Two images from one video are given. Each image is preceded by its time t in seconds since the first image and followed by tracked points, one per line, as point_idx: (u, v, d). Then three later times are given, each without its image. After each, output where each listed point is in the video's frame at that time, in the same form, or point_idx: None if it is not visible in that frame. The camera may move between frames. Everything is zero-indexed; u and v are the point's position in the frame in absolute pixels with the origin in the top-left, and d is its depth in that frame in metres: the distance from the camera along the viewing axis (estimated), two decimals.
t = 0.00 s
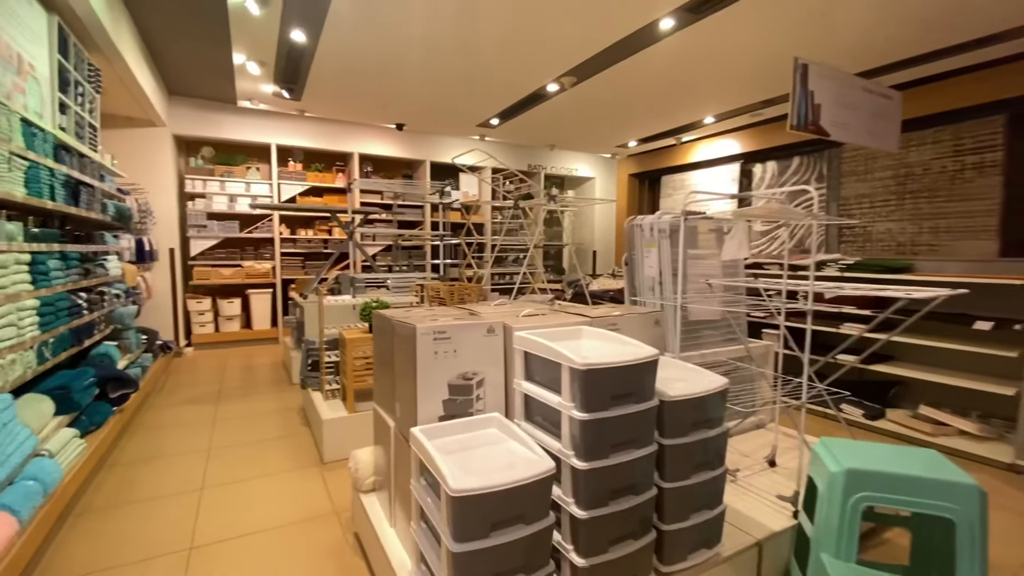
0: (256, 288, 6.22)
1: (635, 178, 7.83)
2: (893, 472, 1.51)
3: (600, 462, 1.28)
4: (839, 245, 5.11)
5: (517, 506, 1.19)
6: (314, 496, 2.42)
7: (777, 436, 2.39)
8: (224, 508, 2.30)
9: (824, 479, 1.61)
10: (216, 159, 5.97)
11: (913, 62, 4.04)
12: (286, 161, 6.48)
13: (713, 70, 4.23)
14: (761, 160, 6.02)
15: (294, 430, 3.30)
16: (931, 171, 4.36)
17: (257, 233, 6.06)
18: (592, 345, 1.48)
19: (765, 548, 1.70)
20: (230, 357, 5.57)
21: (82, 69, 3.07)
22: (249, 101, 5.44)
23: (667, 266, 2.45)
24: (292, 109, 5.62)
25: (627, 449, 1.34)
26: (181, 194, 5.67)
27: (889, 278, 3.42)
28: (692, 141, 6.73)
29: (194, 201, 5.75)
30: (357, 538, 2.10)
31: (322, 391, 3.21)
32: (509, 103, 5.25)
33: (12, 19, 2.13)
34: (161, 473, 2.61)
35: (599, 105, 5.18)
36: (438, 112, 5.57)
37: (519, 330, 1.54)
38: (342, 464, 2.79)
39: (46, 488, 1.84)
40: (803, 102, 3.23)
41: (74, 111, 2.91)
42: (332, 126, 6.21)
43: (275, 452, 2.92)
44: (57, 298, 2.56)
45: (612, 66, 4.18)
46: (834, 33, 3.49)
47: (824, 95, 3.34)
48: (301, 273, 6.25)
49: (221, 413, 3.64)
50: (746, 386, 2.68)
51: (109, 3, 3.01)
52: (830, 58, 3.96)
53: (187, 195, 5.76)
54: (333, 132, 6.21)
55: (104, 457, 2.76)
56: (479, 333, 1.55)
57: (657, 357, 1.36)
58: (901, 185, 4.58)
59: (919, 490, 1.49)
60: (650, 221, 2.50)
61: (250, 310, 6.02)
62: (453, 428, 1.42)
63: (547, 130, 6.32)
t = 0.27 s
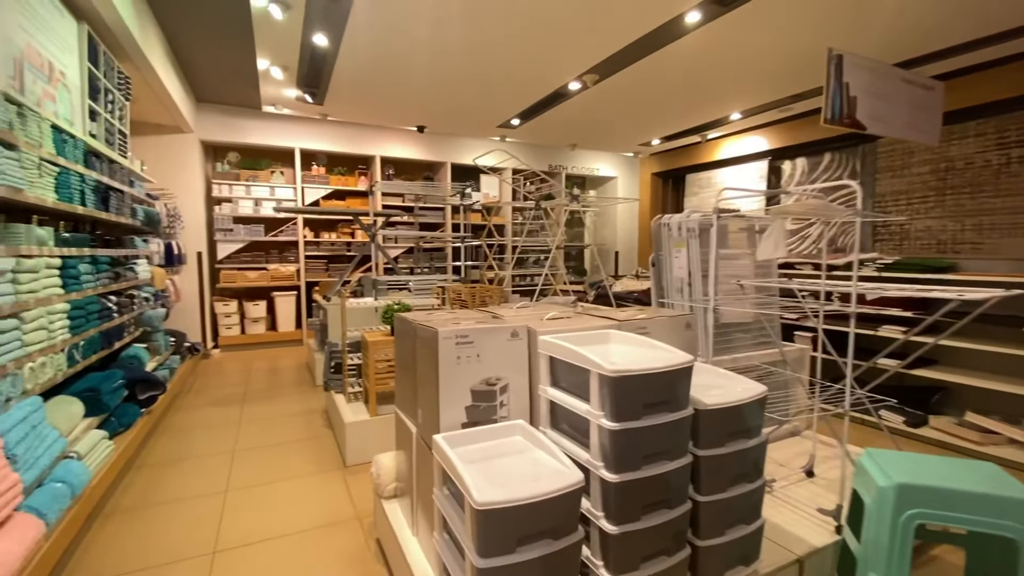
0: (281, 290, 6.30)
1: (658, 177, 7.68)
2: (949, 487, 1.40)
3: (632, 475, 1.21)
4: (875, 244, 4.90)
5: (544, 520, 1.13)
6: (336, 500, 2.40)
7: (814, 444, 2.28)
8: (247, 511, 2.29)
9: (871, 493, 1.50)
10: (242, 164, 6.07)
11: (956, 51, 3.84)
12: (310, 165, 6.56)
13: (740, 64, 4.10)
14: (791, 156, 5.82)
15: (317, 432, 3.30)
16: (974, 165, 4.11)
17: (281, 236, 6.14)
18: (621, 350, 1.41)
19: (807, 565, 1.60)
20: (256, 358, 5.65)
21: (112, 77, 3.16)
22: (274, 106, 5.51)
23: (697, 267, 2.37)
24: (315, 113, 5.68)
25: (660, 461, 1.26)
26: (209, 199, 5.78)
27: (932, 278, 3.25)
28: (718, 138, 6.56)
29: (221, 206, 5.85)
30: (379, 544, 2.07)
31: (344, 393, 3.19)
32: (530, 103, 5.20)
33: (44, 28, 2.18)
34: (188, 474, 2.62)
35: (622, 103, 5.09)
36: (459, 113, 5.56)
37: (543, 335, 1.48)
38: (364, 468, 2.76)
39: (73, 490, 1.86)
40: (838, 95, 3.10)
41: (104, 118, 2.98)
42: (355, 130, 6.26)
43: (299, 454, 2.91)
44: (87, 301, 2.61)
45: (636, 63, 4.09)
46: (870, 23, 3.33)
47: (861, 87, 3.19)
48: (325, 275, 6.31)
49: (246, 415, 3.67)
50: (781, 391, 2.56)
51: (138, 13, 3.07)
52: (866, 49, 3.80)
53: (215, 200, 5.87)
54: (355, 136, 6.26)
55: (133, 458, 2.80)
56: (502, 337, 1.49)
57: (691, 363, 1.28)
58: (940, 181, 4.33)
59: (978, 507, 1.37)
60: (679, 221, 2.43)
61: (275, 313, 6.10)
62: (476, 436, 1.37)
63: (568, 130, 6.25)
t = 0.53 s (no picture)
0: (309, 293, 6.38)
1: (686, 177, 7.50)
2: None
3: (675, 494, 1.13)
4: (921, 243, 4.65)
5: (580, 542, 1.05)
6: (362, 508, 2.36)
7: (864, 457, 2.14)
8: (275, 516, 2.27)
9: (935, 515, 1.38)
10: (270, 170, 6.17)
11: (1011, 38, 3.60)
12: (337, 169, 6.63)
13: (775, 57, 3.93)
14: (827, 152, 5.59)
15: (344, 435, 3.29)
16: None
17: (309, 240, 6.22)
18: (660, 358, 1.32)
19: None
20: (285, 361, 5.72)
21: (146, 85, 3.23)
22: (301, 111, 5.59)
23: (735, 269, 2.26)
24: (341, 118, 5.74)
25: (704, 478, 1.18)
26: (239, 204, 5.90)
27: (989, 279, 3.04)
28: (749, 135, 6.36)
29: (251, 211, 5.96)
30: (405, 553, 2.02)
31: (370, 397, 3.16)
32: (555, 103, 5.13)
33: (77, 36, 2.23)
34: (217, 478, 2.63)
35: (650, 100, 4.96)
36: (483, 115, 5.53)
37: (576, 341, 1.40)
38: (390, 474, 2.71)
39: (105, 494, 1.87)
40: (883, 86, 2.93)
41: (138, 126, 3.05)
42: (380, 134, 6.30)
43: (326, 458, 2.89)
44: (121, 305, 2.65)
45: (664, 59, 3.97)
46: (917, 9, 3.14)
47: (907, 77, 3.01)
48: (351, 278, 6.36)
49: (275, 418, 3.69)
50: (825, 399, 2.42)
51: (170, 22, 3.13)
52: (911, 37, 3.59)
53: (245, 205, 5.98)
54: (380, 140, 6.29)
55: (165, 460, 2.83)
56: (532, 344, 1.41)
57: (738, 374, 1.19)
58: (992, 176, 4.05)
59: None
60: (714, 220, 2.31)
61: (303, 315, 6.18)
62: (506, 448, 1.30)
63: (594, 130, 6.15)
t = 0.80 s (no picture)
0: (342, 301, 6.47)
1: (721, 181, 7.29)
2: None
3: (732, 528, 1.02)
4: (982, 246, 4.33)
5: None
6: (393, 521, 2.30)
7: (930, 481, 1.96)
8: (306, 527, 2.24)
9: None
10: (305, 180, 6.30)
11: None
12: (369, 178, 6.72)
13: (819, 53, 3.75)
14: (875, 152, 5.30)
15: (375, 444, 3.27)
16: None
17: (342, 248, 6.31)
18: (711, 378, 1.21)
19: None
20: (318, 367, 5.80)
21: (187, 100, 3.33)
22: (334, 122, 5.69)
23: (785, 278, 2.13)
24: (373, 127, 5.81)
25: (764, 511, 1.07)
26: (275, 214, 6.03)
27: None
28: (789, 135, 6.11)
29: (286, 220, 6.09)
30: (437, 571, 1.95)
31: (401, 407, 3.12)
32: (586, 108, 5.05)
33: (122, 54, 2.30)
34: (252, 485, 2.64)
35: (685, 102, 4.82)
36: (513, 121, 5.49)
37: (618, 357, 1.31)
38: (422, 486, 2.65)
39: (144, 503, 1.87)
40: (943, 79, 2.73)
41: (179, 139, 3.14)
42: (411, 142, 6.35)
43: (357, 468, 2.86)
44: (161, 314, 2.71)
45: (700, 58, 3.84)
46: None
47: (970, 69, 2.80)
48: (382, 285, 6.42)
49: (308, 425, 3.70)
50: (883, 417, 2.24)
51: (210, 38, 3.22)
52: (971, 27, 3.36)
53: (281, 215, 6.12)
54: (411, 148, 6.34)
55: (202, 467, 2.86)
56: (571, 359, 1.32)
57: (801, 397, 1.09)
58: None
59: None
60: (761, 226, 2.18)
61: (336, 322, 6.26)
62: (543, 471, 1.22)
63: (626, 134, 6.03)
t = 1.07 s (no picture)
0: (381, 304, 6.56)
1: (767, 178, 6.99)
2: None
3: (805, 562, 0.91)
4: None
5: None
6: (431, 528, 2.26)
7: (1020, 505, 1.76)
8: (346, 531, 2.23)
9: None
10: (346, 186, 6.43)
11: None
12: (407, 183, 6.80)
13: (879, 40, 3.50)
14: (940, 144, 4.93)
15: (414, 448, 3.26)
16: None
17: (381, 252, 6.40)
18: (776, 392, 1.11)
19: None
20: (358, 369, 5.89)
21: (234, 110, 3.43)
22: (374, 128, 5.78)
23: (851, 281, 1.97)
24: (411, 132, 5.88)
25: (840, 543, 0.95)
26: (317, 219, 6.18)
27: None
28: (842, 129, 5.78)
29: (328, 225, 6.23)
30: None
31: (440, 412, 3.09)
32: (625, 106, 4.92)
33: (172, 67, 2.38)
34: (294, 487, 2.66)
35: (730, 96, 4.62)
36: (550, 122, 5.42)
37: (671, 368, 1.21)
38: (460, 492, 2.61)
39: (191, 504, 1.90)
40: None
41: (226, 148, 3.24)
42: (448, 146, 6.39)
43: (397, 472, 2.85)
44: (210, 318, 2.79)
45: (747, 50, 3.66)
46: None
47: None
48: (420, 289, 6.47)
49: (349, 428, 3.74)
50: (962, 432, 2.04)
51: (256, 50, 3.32)
52: None
53: (323, 220, 6.27)
54: (448, 152, 6.38)
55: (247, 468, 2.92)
56: (620, 369, 1.23)
57: (883, 416, 0.97)
58: None
59: None
60: (821, 225, 2.03)
61: (375, 325, 6.35)
62: (591, 489, 1.13)
63: (666, 132, 5.85)
